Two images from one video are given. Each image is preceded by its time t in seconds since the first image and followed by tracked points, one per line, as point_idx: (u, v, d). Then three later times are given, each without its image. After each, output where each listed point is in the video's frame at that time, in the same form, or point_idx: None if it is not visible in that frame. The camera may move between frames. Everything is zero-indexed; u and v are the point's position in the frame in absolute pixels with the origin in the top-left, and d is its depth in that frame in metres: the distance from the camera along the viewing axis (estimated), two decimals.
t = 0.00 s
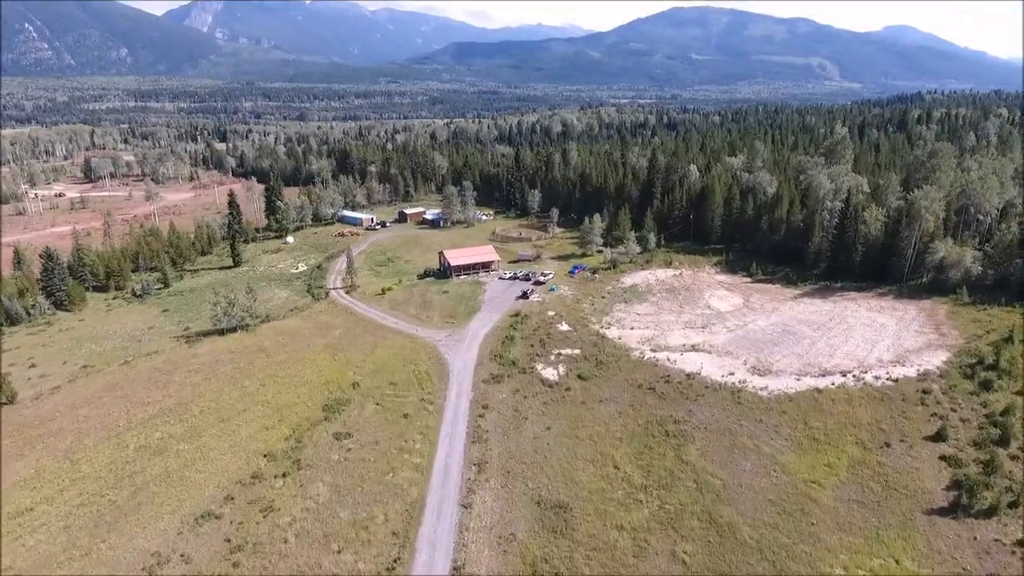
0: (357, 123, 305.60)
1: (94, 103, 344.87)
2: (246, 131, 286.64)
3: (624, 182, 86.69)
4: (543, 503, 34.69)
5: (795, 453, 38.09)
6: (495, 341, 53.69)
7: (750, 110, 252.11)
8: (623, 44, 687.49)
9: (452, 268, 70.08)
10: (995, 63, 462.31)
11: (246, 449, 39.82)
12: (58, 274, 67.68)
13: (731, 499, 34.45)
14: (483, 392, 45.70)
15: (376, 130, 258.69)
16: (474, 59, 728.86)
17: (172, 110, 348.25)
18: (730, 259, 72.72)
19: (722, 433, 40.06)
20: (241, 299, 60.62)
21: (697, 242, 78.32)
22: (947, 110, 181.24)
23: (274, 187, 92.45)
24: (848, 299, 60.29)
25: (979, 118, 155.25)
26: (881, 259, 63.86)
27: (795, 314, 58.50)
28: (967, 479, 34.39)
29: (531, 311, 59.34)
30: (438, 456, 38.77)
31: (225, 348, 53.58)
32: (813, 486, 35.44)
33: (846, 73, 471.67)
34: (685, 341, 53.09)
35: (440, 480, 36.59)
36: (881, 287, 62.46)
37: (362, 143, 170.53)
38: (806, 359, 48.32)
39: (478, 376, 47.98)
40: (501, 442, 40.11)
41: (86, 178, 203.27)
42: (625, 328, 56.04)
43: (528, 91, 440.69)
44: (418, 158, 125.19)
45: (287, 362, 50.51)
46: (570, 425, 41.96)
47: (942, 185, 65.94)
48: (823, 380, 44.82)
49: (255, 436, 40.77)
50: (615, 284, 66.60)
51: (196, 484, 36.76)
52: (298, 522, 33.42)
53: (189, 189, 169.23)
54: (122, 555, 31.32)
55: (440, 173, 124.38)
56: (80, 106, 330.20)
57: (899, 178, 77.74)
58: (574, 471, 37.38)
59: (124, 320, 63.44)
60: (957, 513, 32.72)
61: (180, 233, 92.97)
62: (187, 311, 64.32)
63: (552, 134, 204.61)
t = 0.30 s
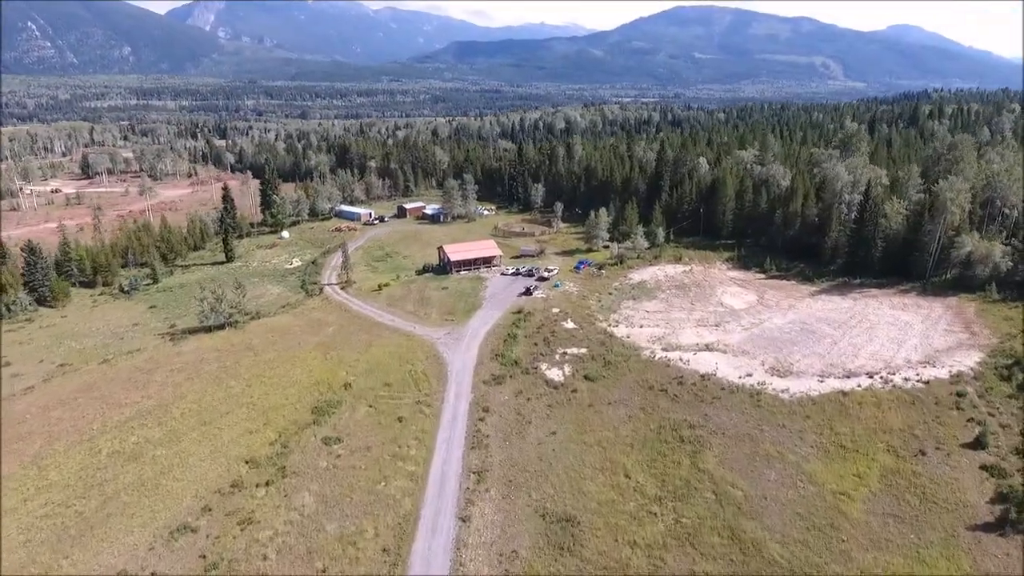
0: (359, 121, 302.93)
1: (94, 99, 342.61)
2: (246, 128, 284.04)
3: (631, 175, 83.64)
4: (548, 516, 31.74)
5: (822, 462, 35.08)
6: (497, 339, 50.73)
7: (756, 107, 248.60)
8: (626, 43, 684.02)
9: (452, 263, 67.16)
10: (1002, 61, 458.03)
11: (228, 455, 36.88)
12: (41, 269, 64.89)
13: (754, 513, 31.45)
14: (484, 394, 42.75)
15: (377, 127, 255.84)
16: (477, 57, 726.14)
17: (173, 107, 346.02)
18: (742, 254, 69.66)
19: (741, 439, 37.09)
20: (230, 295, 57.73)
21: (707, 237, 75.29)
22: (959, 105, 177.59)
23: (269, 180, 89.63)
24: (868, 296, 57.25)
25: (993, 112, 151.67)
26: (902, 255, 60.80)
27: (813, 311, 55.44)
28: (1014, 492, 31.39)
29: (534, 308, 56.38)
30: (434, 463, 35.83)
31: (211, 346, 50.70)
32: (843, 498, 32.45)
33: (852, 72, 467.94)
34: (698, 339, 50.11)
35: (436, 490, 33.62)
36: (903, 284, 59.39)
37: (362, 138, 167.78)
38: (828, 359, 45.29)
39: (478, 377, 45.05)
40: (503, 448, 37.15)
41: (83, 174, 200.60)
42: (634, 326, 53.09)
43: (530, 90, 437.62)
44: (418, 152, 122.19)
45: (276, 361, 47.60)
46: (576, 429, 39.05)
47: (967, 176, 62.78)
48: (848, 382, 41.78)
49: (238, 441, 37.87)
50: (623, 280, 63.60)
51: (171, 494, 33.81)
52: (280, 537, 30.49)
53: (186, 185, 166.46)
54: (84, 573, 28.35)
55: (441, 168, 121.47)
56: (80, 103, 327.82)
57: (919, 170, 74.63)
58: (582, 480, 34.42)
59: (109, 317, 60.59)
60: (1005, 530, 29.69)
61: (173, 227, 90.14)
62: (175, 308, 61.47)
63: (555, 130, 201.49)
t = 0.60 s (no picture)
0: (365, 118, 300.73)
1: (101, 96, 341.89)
2: (252, 125, 282.29)
3: (644, 168, 80.42)
4: (559, 534, 28.77)
5: (860, 476, 31.99)
6: (503, 338, 47.79)
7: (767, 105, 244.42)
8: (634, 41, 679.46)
9: (457, 259, 64.28)
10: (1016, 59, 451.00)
11: (213, 464, 34.06)
12: (31, 263, 62.44)
13: (788, 534, 28.40)
14: (489, 397, 39.83)
15: (384, 124, 253.49)
16: (484, 56, 723.43)
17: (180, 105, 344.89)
18: (761, 251, 66.39)
19: (769, 450, 34.02)
20: (224, 292, 55.05)
21: (723, 233, 72.06)
22: (978, 101, 172.97)
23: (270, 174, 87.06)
24: (898, 295, 53.95)
25: (1015, 108, 147.23)
26: (932, 252, 57.46)
27: (839, 311, 52.18)
28: None
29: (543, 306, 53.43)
30: (435, 474, 32.92)
31: (202, 344, 48.02)
32: (886, 517, 29.31)
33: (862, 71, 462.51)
34: (718, 340, 46.98)
35: (436, 504, 30.68)
36: (934, 283, 56.03)
37: (368, 134, 165.22)
38: (860, 363, 42.08)
39: (482, 379, 42.15)
40: (509, 457, 34.21)
41: (87, 170, 198.84)
42: (649, 326, 50.05)
43: (538, 88, 434.52)
44: (423, 147, 119.38)
45: (269, 361, 44.84)
46: (588, 437, 36.11)
47: (1002, 168, 59.30)
48: (884, 388, 38.56)
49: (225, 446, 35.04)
50: (636, 278, 60.50)
51: (148, 505, 30.98)
52: (263, 555, 27.60)
53: (189, 181, 164.29)
54: None
55: (447, 163, 118.66)
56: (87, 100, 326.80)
57: (947, 163, 71.13)
58: (596, 494, 31.43)
59: (98, 313, 58.04)
60: None
61: (171, 222, 87.63)
62: (167, 305, 58.87)
63: (563, 127, 198.37)
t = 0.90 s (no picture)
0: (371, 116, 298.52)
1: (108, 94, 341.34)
2: (257, 123, 280.62)
3: (656, 162, 77.29)
4: (570, 558, 25.80)
5: (903, 493, 28.87)
6: (509, 339, 44.85)
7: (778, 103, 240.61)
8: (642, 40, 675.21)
9: (461, 256, 61.42)
10: None
11: (193, 475, 31.31)
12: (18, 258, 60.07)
13: (827, 560, 25.35)
14: (494, 403, 36.91)
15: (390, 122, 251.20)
16: (491, 55, 720.90)
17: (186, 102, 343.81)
18: (781, 249, 63.20)
19: (801, 464, 31.01)
20: (216, 289, 52.41)
21: (740, 230, 68.90)
22: (997, 96, 168.29)
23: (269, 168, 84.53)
24: (930, 295, 50.65)
25: None
26: (965, 249, 54.11)
27: (867, 311, 48.95)
28: None
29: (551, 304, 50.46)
30: (434, 488, 30.05)
31: (190, 344, 45.39)
32: (936, 541, 26.17)
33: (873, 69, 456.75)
34: (739, 343, 43.90)
35: (435, 522, 27.77)
36: (968, 281, 52.68)
37: (373, 130, 162.64)
38: (895, 367, 38.90)
39: (486, 383, 39.22)
40: (515, 470, 31.29)
41: (91, 167, 197.31)
42: (665, 326, 46.96)
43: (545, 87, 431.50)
44: (428, 143, 116.57)
45: (260, 363, 42.12)
46: (602, 447, 33.23)
47: None
48: (923, 396, 35.38)
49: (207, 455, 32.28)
50: (649, 275, 57.42)
51: (118, 521, 28.20)
52: None
53: (193, 178, 162.33)
54: None
55: (452, 159, 115.89)
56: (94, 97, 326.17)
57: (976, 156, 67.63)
58: (611, 512, 28.46)
59: (86, 311, 55.57)
60: None
61: (168, 217, 85.22)
62: (158, 302, 56.35)
63: (572, 124, 195.24)
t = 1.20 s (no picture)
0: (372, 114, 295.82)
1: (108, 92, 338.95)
2: (257, 121, 278.09)
3: (664, 157, 74.42)
4: None
5: (948, 514, 25.99)
6: (511, 341, 42.07)
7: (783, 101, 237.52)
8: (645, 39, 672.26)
9: (461, 254, 58.63)
10: None
11: (165, 490, 28.51)
12: None
13: None
14: (494, 411, 34.12)
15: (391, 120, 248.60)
16: (493, 54, 718.30)
17: (186, 100, 341.35)
18: (795, 246, 60.35)
19: (831, 481, 28.26)
20: (202, 288, 49.73)
21: (752, 226, 66.00)
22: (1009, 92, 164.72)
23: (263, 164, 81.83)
24: (957, 295, 47.77)
25: None
26: (993, 246, 51.22)
27: (892, 312, 46.06)
28: None
29: (555, 304, 47.70)
30: (429, 506, 27.26)
31: (171, 345, 42.69)
32: (989, 570, 23.30)
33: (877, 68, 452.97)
34: (756, 345, 41.10)
35: (428, 546, 24.96)
36: (996, 280, 49.79)
37: (372, 127, 159.90)
38: (928, 373, 36.03)
39: (486, 389, 36.44)
40: (517, 486, 28.50)
41: (88, 165, 194.66)
42: (677, 328, 44.13)
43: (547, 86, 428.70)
44: (428, 139, 113.84)
45: (244, 366, 39.37)
46: (612, 460, 30.50)
47: None
48: (961, 404, 32.55)
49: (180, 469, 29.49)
50: (658, 274, 54.64)
51: (77, 544, 25.37)
52: None
53: (190, 176, 159.85)
54: None
55: (453, 156, 113.10)
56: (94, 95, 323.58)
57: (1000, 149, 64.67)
58: (624, 535, 25.62)
59: (67, 310, 52.90)
60: None
61: (158, 214, 82.56)
62: (143, 302, 53.68)
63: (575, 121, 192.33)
